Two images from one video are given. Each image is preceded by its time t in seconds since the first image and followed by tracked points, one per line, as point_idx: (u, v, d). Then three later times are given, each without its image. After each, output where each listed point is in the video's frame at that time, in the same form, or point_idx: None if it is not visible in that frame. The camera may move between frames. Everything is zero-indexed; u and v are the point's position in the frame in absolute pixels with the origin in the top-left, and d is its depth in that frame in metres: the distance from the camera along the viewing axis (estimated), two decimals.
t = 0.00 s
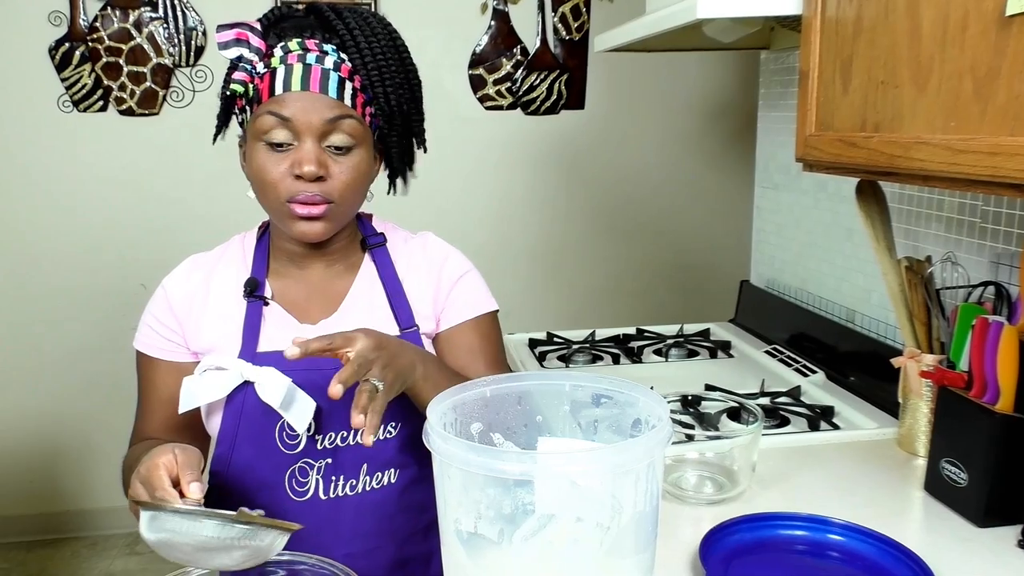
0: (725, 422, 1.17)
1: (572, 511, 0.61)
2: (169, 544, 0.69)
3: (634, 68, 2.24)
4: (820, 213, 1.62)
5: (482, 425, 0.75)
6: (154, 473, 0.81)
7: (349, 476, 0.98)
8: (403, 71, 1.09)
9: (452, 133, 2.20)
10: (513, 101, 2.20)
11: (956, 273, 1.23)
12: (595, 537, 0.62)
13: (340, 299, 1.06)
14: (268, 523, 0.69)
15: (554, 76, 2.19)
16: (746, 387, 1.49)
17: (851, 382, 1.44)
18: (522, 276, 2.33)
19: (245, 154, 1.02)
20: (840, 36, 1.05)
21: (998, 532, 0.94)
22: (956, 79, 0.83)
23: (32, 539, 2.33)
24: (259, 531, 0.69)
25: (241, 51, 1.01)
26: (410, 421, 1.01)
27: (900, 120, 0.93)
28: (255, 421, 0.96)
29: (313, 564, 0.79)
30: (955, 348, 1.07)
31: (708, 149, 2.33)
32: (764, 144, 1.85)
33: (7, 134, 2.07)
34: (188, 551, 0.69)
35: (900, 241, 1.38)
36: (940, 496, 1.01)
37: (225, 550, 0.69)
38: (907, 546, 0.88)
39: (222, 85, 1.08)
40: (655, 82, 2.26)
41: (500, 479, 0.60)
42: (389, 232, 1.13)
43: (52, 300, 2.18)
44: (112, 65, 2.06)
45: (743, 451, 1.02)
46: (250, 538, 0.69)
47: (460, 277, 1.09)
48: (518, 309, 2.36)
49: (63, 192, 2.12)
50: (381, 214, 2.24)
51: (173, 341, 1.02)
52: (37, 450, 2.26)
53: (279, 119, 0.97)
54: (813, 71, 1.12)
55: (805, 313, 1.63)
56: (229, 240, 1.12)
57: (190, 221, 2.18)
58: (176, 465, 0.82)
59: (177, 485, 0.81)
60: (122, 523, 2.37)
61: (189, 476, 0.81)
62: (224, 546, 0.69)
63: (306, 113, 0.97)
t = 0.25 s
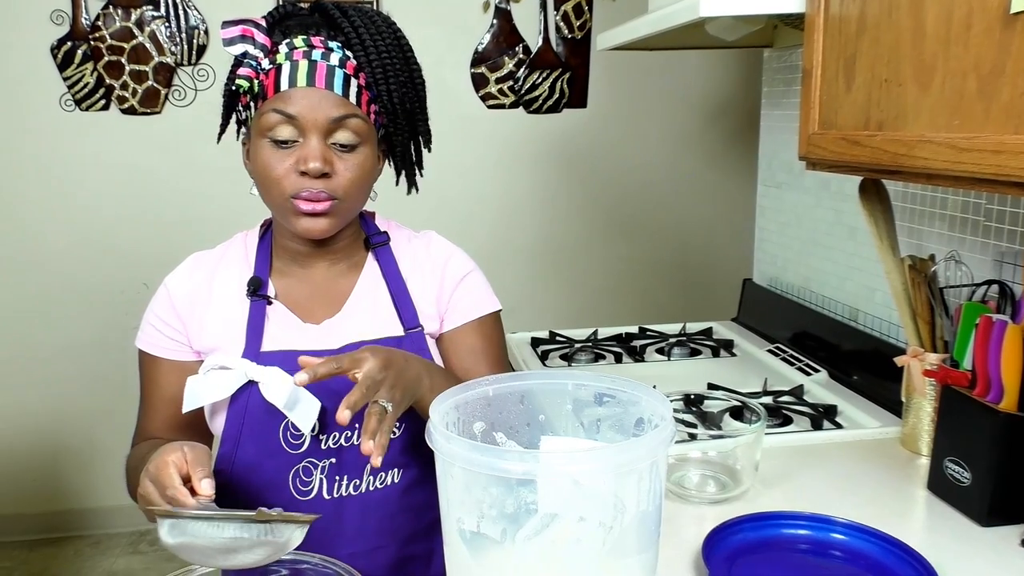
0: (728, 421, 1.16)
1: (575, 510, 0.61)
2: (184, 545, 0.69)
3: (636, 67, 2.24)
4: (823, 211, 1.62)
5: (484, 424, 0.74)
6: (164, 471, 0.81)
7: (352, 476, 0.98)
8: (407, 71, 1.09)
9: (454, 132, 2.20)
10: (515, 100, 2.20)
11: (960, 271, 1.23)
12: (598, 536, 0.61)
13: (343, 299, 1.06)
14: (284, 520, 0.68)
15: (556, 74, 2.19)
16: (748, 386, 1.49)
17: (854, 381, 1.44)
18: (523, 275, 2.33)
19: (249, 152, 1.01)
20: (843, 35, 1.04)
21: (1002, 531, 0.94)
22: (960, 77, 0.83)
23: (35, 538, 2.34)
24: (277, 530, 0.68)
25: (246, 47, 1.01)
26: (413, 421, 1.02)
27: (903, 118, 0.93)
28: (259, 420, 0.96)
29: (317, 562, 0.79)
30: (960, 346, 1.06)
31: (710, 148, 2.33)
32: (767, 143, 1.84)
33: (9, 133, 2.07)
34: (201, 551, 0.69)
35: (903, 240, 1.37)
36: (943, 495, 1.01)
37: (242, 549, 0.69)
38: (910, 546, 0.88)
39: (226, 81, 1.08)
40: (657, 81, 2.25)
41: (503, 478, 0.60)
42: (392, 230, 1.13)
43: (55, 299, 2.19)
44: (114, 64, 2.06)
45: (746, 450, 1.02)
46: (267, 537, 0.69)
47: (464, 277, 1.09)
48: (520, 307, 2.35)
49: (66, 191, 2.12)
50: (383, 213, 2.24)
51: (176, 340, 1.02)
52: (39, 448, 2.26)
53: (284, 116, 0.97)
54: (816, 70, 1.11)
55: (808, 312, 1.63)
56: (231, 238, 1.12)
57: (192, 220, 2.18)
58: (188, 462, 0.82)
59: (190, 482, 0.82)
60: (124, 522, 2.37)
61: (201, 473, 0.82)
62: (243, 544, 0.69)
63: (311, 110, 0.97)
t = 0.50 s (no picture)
0: (729, 417, 1.17)
1: (578, 507, 0.61)
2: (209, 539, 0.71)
3: (639, 63, 2.23)
4: (826, 208, 1.62)
5: (486, 421, 0.75)
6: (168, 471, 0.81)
7: (354, 471, 0.98)
8: (409, 66, 1.09)
9: (456, 129, 2.20)
10: (517, 96, 2.20)
11: (963, 268, 1.23)
12: (600, 533, 0.61)
13: (346, 293, 1.06)
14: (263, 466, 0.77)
15: (558, 71, 2.19)
16: (751, 383, 1.48)
17: (856, 378, 1.43)
18: (525, 271, 2.33)
19: (250, 145, 1.02)
20: (847, 31, 1.04)
21: (1004, 528, 0.94)
22: (964, 73, 0.82)
23: (38, 533, 2.34)
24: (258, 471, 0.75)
25: (247, 44, 1.01)
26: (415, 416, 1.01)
27: (906, 115, 0.93)
28: (261, 414, 0.97)
29: (318, 558, 0.78)
30: (962, 344, 1.05)
31: (713, 144, 2.32)
32: (770, 139, 1.84)
33: (12, 129, 2.07)
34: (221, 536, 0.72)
35: (906, 237, 1.37)
36: (945, 492, 1.01)
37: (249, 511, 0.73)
38: (913, 543, 0.88)
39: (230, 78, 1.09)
40: (660, 77, 2.25)
41: (505, 475, 0.60)
42: (395, 225, 1.13)
43: (58, 295, 2.19)
44: (117, 60, 2.06)
45: (749, 447, 1.02)
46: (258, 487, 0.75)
47: (467, 274, 1.09)
48: (522, 304, 2.35)
49: (68, 187, 2.13)
50: (385, 210, 2.24)
51: (178, 333, 1.02)
52: (42, 444, 2.27)
53: (284, 107, 0.98)
54: (819, 66, 1.11)
55: (810, 309, 1.63)
56: (234, 232, 1.12)
57: (195, 216, 2.19)
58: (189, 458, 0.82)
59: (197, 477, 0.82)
60: (127, 517, 2.37)
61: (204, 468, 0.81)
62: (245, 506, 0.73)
63: (311, 100, 0.98)
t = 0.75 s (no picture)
0: (732, 414, 1.16)
1: (580, 504, 0.61)
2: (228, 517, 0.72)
3: (643, 59, 2.23)
4: (830, 204, 1.61)
5: (489, 417, 0.75)
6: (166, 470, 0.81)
7: (355, 467, 0.98)
8: (412, 59, 1.08)
9: (459, 125, 2.20)
10: (520, 92, 2.19)
11: (967, 265, 1.22)
12: (603, 530, 0.61)
13: (348, 288, 1.06)
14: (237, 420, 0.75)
15: (561, 66, 2.18)
16: (754, 379, 1.48)
17: (860, 375, 1.43)
18: (528, 268, 2.33)
19: (254, 143, 1.02)
20: (852, 27, 1.04)
21: (1008, 525, 0.94)
22: (969, 69, 0.82)
23: (42, 528, 2.35)
24: (232, 425, 0.73)
25: (249, 40, 1.01)
26: (417, 412, 1.01)
27: (911, 111, 0.92)
28: (262, 411, 0.96)
29: (321, 553, 0.77)
30: (966, 341, 1.05)
31: (716, 141, 2.32)
32: (774, 135, 1.84)
33: (16, 124, 2.07)
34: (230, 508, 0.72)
35: (910, 233, 1.37)
36: (948, 489, 1.00)
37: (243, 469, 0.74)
38: (916, 540, 0.88)
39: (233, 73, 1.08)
40: (663, 73, 2.24)
41: (508, 471, 0.60)
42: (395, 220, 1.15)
43: (61, 291, 2.20)
44: (120, 55, 2.06)
45: (751, 444, 1.02)
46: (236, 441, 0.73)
47: (466, 259, 1.10)
48: (525, 300, 2.35)
49: (72, 182, 2.13)
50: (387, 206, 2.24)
51: (181, 328, 1.03)
52: (47, 438, 2.28)
53: (287, 105, 0.98)
54: (824, 62, 1.11)
55: (814, 305, 1.63)
56: (237, 228, 1.12)
57: (198, 212, 2.19)
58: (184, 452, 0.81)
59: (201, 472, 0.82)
60: (130, 512, 2.38)
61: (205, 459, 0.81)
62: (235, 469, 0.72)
63: (314, 98, 0.97)
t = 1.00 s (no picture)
0: (735, 411, 1.17)
1: (582, 500, 0.61)
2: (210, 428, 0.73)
3: (645, 56, 2.23)
4: (833, 201, 1.61)
5: (491, 414, 0.75)
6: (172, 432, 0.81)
7: (355, 466, 0.99)
8: (407, 59, 1.09)
9: (461, 122, 2.20)
10: (523, 89, 2.19)
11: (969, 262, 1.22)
12: (604, 526, 0.62)
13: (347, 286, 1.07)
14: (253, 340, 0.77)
15: (564, 64, 2.18)
16: (756, 376, 1.48)
17: (862, 372, 1.43)
18: (530, 265, 2.33)
19: (254, 141, 1.02)
20: (854, 24, 1.04)
21: (1010, 522, 0.94)
22: (973, 66, 0.82)
23: (46, 524, 2.36)
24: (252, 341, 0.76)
25: (246, 39, 1.02)
26: (415, 411, 1.02)
27: (914, 108, 0.92)
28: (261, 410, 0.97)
29: (323, 550, 0.77)
30: (969, 338, 1.06)
31: (719, 138, 2.32)
32: (776, 132, 1.83)
33: (19, 122, 2.08)
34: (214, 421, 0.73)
35: (913, 231, 1.37)
36: (951, 486, 1.01)
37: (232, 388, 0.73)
38: (918, 537, 0.88)
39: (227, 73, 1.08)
40: (666, 70, 2.24)
41: (510, 468, 0.60)
42: (396, 220, 1.14)
43: (65, 288, 2.20)
44: (123, 52, 2.07)
45: (754, 441, 1.02)
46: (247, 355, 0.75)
47: (468, 261, 1.10)
48: (527, 297, 2.36)
49: (75, 180, 2.13)
50: (390, 203, 2.24)
51: (182, 328, 1.03)
52: (51, 435, 2.28)
53: (288, 101, 0.98)
54: (826, 59, 1.11)
55: (816, 303, 1.63)
56: (237, 227, 1.13)
57: (201, 209, 2.19)
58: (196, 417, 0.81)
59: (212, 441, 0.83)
60: (134, 509, 2.39)
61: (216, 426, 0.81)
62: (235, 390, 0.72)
63: (314, 93, 0.98)
